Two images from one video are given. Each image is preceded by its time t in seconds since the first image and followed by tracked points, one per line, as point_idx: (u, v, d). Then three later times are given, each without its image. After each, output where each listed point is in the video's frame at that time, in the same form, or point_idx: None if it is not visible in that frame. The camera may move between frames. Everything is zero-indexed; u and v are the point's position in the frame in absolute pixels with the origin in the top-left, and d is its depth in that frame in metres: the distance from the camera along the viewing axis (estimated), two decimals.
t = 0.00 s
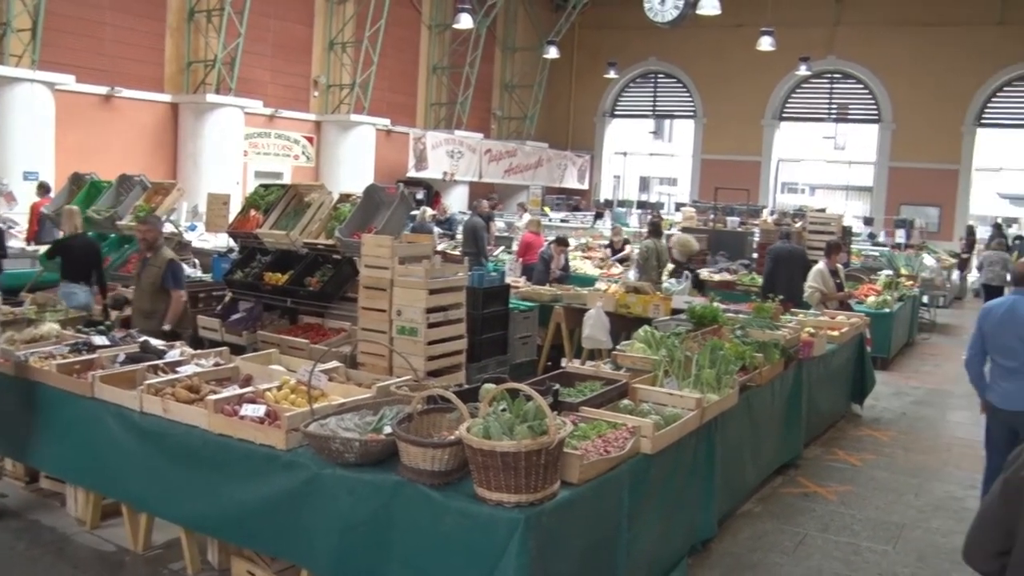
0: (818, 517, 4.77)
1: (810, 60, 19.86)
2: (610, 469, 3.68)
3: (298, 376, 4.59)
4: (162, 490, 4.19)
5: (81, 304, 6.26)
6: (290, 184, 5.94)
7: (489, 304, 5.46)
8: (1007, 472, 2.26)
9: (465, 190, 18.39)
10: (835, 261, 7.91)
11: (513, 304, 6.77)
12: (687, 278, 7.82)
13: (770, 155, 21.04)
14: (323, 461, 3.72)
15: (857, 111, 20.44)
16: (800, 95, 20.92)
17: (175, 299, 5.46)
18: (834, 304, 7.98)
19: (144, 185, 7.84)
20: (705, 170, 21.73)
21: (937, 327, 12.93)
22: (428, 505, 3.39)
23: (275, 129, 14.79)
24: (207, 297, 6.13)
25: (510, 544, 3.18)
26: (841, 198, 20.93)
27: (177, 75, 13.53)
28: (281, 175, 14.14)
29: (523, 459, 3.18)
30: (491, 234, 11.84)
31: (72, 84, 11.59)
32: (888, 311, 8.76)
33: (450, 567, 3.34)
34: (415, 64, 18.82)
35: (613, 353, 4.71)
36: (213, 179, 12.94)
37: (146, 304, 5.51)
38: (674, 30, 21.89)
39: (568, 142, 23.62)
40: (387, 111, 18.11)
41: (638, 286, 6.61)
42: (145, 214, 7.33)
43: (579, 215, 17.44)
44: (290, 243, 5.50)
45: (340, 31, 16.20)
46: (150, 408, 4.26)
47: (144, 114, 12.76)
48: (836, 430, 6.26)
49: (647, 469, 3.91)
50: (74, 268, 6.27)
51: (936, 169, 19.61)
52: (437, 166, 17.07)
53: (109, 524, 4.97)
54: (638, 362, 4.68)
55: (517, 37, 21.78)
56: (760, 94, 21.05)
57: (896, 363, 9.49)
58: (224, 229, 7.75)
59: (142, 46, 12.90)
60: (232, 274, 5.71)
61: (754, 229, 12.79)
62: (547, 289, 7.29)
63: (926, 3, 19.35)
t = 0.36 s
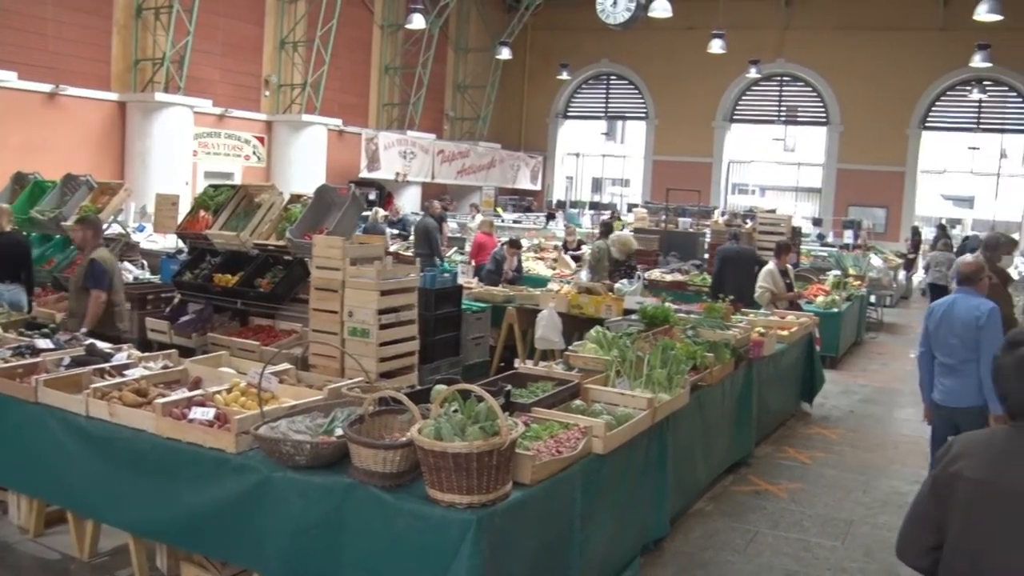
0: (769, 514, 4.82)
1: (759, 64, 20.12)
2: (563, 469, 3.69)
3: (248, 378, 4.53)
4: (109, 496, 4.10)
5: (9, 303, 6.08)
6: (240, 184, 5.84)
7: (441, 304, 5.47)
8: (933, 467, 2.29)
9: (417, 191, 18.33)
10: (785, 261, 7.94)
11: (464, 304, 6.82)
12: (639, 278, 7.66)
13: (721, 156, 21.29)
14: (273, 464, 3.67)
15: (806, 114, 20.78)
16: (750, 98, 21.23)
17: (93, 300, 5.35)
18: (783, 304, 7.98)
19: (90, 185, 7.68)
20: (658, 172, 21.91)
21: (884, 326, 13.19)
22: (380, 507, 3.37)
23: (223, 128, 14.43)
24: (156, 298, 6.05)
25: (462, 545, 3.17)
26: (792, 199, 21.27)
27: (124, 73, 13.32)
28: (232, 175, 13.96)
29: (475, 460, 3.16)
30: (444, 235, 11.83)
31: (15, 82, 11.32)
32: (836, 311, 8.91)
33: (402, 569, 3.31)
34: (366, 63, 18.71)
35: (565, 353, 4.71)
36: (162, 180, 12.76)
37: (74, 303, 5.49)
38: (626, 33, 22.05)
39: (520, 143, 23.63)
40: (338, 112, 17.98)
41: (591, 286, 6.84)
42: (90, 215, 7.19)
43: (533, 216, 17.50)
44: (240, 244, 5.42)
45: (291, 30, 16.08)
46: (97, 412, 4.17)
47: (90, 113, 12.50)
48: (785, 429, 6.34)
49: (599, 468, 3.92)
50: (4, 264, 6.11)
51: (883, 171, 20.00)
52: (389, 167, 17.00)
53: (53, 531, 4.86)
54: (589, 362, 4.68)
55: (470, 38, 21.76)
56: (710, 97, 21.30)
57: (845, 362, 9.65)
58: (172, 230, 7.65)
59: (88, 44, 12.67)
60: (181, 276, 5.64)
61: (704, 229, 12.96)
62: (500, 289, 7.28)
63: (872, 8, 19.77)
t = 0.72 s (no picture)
0: (734, 513, 4.84)
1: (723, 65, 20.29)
2: (528, 469, 3.68)
3: (211, 381, 4.48)
4: (70, 502, 4.02)
5: None
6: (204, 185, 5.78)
7: (407, 305, 5.45)
8: (874, 460, 2.33)
9: (384, 191, 18.27)
10: (749, 261, 7.83)
11: (430, 305, 6.85)
12: (606, 280, 7.32)
13: (686, 157, 21.42)
14: (238, 466, 3.63)
15: (770, 116, 20.99)
16: (714, 100, 21.37)
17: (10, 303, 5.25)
18: (747, 305, 7.87)
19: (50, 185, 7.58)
20: (623, 172, 21.99)
21: (847, 325, 13.35)
22: (345, 509, 3.35)
23: (188, 129, 14.38)
24: (118, 300, 5.97)
25: (427, 547, 3.16)
26: (756, 200, 21.67)
27: (86, 72, 13.17)
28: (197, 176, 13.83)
29: (440, 461, 3.17)
30: (410, 236, 11.81)
31: None
32: (800, 311, 9.00)
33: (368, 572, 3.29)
34: (332, 63, 18.63)
35: (531, 354, 4.70)
36: (126, 179, 12.62)
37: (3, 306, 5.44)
38: (592, 34, 22.13)
39: (486, 143, 23.63)
40: (304, 112, 17.89)
41: (558, 287, 6.90)
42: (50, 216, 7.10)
43: (499, 216, 17.55)
44: (204, 245, 5.38)
45: (256, 30, 15.98)
46: (57, 416, 4.10)
47: (50, 112, 12.33)
48: (750, 428, 6.38)
49: (565, 469, 3.92)
50: None
51: (847, 172, 20.24)
52: (355, 167, 16.94)
53: (11, 538, 4.78)
54: (555, 362, 4.68)
55: (436, 38, 21.74)
56: (676, 99, 21.44)
57: (809, 360, 9.74)
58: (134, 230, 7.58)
59: (47, 42, 12.52)
60: (144, 277, 5.59)
61: (670, 230, 13.07)
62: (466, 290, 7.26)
63: (835, 12, 20.00)
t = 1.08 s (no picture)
0: (697, 512, 4.86)
1: (686, 67, 20.44)
2: (490, 470, 3.68)
3: (173, 383, 4.43)
4: (27, 508, 3.95)
5: None
6: (165, 185, 5.72)
7: (370, 306, 5.43)
8: (819, 455, 2.36)
9: (348, 192, 18.19)
10: (712, 262, 7.96)
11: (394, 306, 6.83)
12: (569, 282, 7.90)
13: (650, 159, 21.55)
14: (199, 469, 3.60)
15: (733, 118, 21.18)
16: (677, 102, 21.51)
17: None
18: (711, 305, 7.94)
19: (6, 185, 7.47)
20: (587, 174, 22.07)
21: (809, 325, 13.48)
22: (307, 511, 3.33)
23: (149, 129, 14.17)
24: (78, 302, 5.84)
25: (388, 548, 3.14)
26: (719, 201, 21.82)
27: (44, 70, 13.03)
28: (158, 177, 13.70)
29: (403, 462, 3.16)
30: (374, 237, 11.81)
31: None
32: (762, 311, 9.09)
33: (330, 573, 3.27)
34: (296, 64, 18.55)
35: (493, 355, 4.70)
36: (86, 179, 12.49)
37: None
38: (556, 35, 22.21)
39: (451, 145, 23.58)
40: (267, 112, 17.79)
41: (520, 287, 6.61)
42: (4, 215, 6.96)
43: (463, 218, 17.57)
44: (166, 246, 5.34)
45: (219, 29, 15.89)
46: (13, 420, 4.04)
47: (8, 112, 12.17)
48: (713, 427, 6.42)
49: (527, 469, 3.92)
50: None
51: (808, 174, 20.48)
52: (318, 168, 16.87)
53: None
54: (517, 363, 4.68)
55: (400, 39, 21.73)
56: (640, 100, 21.56)
57: (772, 361, 9.83)
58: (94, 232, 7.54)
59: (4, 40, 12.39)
60: (105, 278, 5.55)
61: (632, 231, 13.14)
62: (430, 292, 7.28)
63: (799, 16, 20.23)
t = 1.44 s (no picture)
0: (649, 512, 4.88)
1: (638, 69, 20.64)
2: (441, 471, 3.66)
3: (119, 387, 4.32)
4: None
5: None
6: (112, 186, 5.65)
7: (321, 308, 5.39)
8: (767, 451, 2.34)
9: (299, 193, 18.06)
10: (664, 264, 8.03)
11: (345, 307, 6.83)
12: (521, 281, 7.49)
13: (603, 160, 21.69)
14: (146, 474, 3.53)
15: (684, 120, 21.42)
16: (629, 103, 21.74)
17: None
18: (662, 305, 8.02)
19: None
20: (540, 175, 22.14)
21: (759, 325, 13.64)
22: (257, 515, 3.29)
23: (97, 128, 13.91)
24: (21, 304, 5.73)
25: (340, 552, 3.12)
26: (671, 203, 22.22)
27: None
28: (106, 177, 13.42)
29: (353, 465, 3.13)
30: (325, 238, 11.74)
31: None
32: (713, 312, 9.18)
33: None
34: (247, 63, 18.41)
35: (444, 356, 4.69)
36: (30, 179, 12.26)
37: None
38: (509, 36, 22.28)
39: (404, 146, 23.48)
40: (217, 112, 17.62)
41: (471, 289, 6.74)
42: None
43: (416, 219, 17.59)
44: (113, 247, 5.27)
45: (168, 28, 15.74)
46: None
47: None
48: (664, 427, 6.46)
49: (478, 470, 3.91)
50: None
51: (758, 175, 20.82)
52: (269, 168, 16.77)
53: None
54: (468, 365, 4.69)
55: (353, 39, 21.67)
56: (591, 101, 21.70)
57: (723, 360, 9.93)
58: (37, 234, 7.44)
59: None
60: (49, 280, 5.46)
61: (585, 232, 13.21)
62: (381, 293, 7.28)
63: (752, 20, 20.57)
